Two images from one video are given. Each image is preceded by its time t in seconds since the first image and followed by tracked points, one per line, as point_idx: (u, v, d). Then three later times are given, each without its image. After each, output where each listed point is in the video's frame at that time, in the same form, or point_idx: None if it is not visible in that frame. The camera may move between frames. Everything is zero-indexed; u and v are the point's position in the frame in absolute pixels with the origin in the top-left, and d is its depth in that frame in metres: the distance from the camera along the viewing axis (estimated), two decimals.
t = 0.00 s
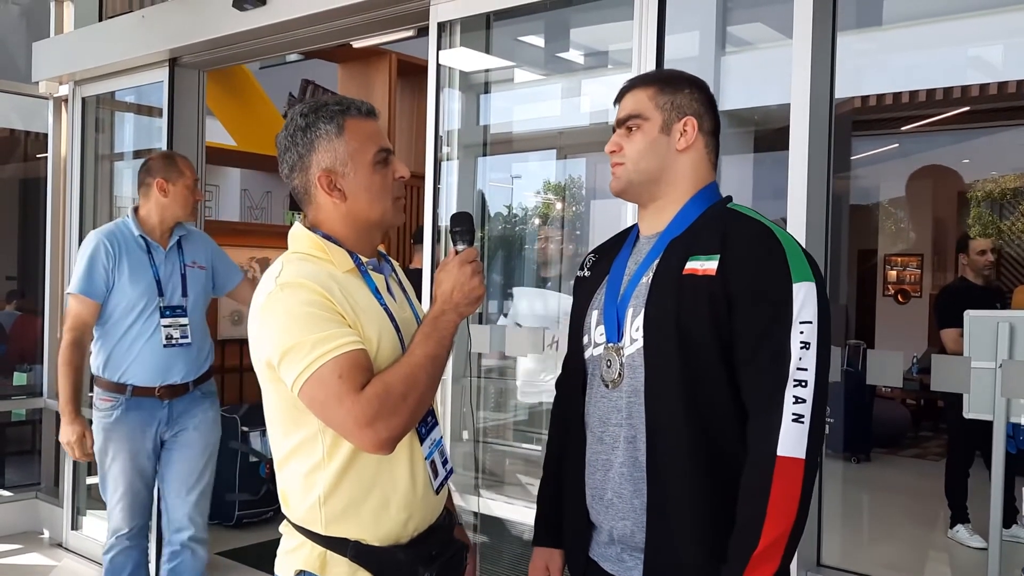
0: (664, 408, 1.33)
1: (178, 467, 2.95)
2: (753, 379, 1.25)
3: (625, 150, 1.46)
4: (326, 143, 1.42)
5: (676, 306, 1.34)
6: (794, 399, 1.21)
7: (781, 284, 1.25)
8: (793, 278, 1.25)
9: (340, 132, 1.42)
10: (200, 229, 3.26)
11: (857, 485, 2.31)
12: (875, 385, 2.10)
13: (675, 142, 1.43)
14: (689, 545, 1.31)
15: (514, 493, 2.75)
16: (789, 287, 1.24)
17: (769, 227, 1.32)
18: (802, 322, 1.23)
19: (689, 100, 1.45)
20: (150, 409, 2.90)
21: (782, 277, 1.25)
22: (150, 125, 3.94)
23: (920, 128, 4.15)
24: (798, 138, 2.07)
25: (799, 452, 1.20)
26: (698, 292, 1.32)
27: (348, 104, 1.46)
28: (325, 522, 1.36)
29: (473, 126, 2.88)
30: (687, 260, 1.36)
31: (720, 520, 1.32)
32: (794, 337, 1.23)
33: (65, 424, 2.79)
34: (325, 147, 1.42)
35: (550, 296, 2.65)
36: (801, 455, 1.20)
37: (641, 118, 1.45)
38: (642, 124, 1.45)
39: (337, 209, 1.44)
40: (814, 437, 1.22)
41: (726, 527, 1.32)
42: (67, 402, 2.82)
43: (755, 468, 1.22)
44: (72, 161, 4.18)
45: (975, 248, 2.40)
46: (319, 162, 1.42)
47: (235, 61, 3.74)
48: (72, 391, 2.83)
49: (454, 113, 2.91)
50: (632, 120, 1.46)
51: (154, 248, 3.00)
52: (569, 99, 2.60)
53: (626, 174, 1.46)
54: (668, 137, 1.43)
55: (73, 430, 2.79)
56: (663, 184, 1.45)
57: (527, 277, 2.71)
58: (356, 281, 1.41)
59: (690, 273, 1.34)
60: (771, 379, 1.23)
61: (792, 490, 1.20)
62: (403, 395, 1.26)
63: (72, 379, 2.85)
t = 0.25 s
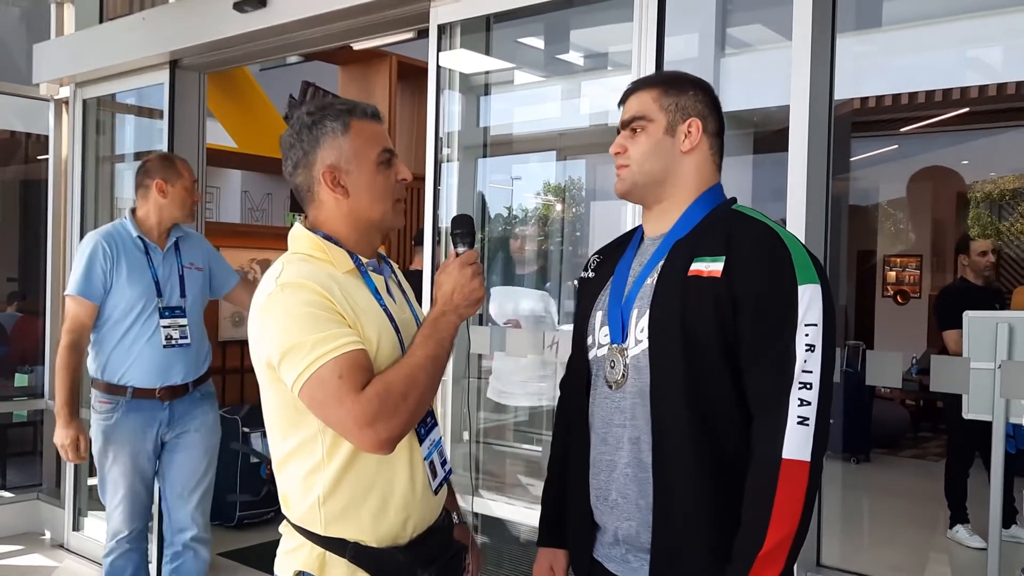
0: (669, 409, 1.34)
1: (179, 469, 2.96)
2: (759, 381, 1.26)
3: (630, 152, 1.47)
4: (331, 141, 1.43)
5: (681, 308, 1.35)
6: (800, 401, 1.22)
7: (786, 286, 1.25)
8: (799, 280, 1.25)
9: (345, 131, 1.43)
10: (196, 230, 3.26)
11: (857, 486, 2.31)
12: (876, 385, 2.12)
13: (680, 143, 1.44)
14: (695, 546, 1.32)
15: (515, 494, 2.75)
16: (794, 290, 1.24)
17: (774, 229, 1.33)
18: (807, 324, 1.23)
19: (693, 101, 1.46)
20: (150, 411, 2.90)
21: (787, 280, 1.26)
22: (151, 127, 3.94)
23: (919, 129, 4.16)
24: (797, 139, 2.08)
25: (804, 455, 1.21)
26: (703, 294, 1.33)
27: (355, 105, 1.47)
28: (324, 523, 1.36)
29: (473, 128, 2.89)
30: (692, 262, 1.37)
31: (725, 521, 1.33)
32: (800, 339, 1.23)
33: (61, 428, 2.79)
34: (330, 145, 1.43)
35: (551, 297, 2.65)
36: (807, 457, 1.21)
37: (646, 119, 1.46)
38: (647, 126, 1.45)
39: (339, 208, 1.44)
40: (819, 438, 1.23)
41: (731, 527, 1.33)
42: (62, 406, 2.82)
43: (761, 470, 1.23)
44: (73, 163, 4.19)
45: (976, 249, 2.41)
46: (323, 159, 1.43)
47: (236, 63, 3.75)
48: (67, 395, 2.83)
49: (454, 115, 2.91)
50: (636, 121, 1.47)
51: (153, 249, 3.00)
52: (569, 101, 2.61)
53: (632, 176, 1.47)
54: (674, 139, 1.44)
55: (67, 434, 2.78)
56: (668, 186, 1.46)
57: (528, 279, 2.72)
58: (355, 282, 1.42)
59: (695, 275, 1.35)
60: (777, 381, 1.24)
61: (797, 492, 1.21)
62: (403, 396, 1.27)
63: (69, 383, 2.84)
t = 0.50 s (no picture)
0: (675, 411, 1.34)
1: (177, 473, 2.96)
2: (766, 382, 1.26)
3: (634, 154, 1.47)
4: (340, 143, 1.43)
5: (687, 309, 1.35)
6: (806, 403, 1.21)
7: (792, 288, 1.25)
8: (805, 282, 1.25)
9: (354, 133, 1.43)
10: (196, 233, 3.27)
11: (857, 487, 2.31)
12: (875, 387, 2.11)
13: (684, 145, 1.44)
14: (700, 547, 1.32)
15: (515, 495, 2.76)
16: (801, 291, 1.24)
17: (779, 231, 1.32)
18: (814, 326, 1.23)
19: (697, 102, 1.46)
20: (149, 414, 2.91)
21: (795, 282, 1.25)
22: (152, 129, 3.95)
23: (918, 131, 4.18)
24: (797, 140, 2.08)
25: (811, 457, 1.21)
26: (709, 296, 1.33)
27: (367, 110, 1.47)
28: (325, 523, 1.37)
29: (474, 130, 2.90)
30: (697, 263, 1.37)
31: (731, 523, 1.33)
32: (806, 341, 1.23)
33: (69, 427, 2.83)
34: (337, 146, 1.43)
35: (552, 298, 2.65)
36: (813, 459, 1.21)
37: (649, 120, 1.46)
38: (650, 128, 1.45)
39: (343, 209, 1.44)
40: (825, 441, 1.22)
41: (737, 529, 1.33)
42: (68, 406, 2.84)
43: (767, 472, 1.23)
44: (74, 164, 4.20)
45: (978, 251, 2.41)
46: (329, 160, 1.43)
47: (236, 65, 3.76)
48: (73, 394, 2.84)
49: (455, 117, 2.92)
50: (640, 123, 1.47)
51: (154, 251, 3.01)
52: (569, 103, 2.62)
53: (636, 179, 1.47)
54: (678, 140, 1.44)
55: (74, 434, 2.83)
56: (672, 188, 1.46)
57: (528, 281, 2.72)
58: (357, 283, 1.42)
59: (701, 276, 1.35)
60: (783, 383, 1.24)
61: (804, 495, 1.20)
62: (402, 397, 1.27)
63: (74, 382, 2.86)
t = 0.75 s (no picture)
0: (676, 410, 1.34)
1: (175, 473, 2.96)
2: (767, 382, 1.26)
3: (636, 154, 1.47)
4: (334, 144, 1.43)
5: (687, 308, 1.35)
6: (807, 403, 1.21)
7: (793, 288, 1.25)
8: (806, 282, 1.25)
9: (348, 134, 1.43)
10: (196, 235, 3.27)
11: (856, 487, 2.31)
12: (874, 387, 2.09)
13: (686, 145, 1.45)
14: (701, 547, 1.32)
15: (515, 496, 2.76)
16: (802, 291, 1.24)
17: (780, 231, 1.33)
18: (815, 325, 1.23)
19: (698, 102, 1.46)
20: (146, 414, 2.91)
21: (796, 282, 1.25)
22: (152, 130, 3.95)
23: (917, 131, 4.18)
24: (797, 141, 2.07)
25: (812, 457, 1.21)
26: (709, 295, 1.33)
27: (360, 110, 1.47)
28: (324, 523, 1.37)
29: (473, 130, 2.90)
30: (698, 263, 1.37)
31: (731, 523, 1.33)
32: (807, 341, 1.23)
33: (75, 425, 2.84)
34: (332, 147, 1.43)
35: (551, 298, 2.65)
36: (813, 459, 1.21)
37: (651, 121, 1.46)
38: (652, 128, 1.46)
39: (341, 210, 1.44)
40: (826, 442, 1.22)
41: (737, 529, 1.33)
42: (72, 403, 2.84)
43: (768, 472, 1.23)
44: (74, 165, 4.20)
45: (979, 252, 2.38)
46: (325, 162, 1.43)
47: (236, 66, 3.76)
48: (77, 392, 2.84)
49: (454, 118, 2.92)
50: (641, 124, 1.47)
51: (153, 251, 3.01)
52: (568, 104, 2.62)
53: (639, 179, 1.47)
54: (679, 140, 1.44)
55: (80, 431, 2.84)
56: (675, 187, 1.46)
57: (528, 281, 2.72)
58: (357, 283, 1.43)
59: (702, 276, 1.35)
60: (783, 383, 1.24)
61: (805, 494, 1.20)
62: (403, 398, 1.27)
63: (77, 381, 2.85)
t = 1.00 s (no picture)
0: (673, 410, 1.34)
1: (173, 473, 2.96)
2: (764, 382, 1.26)
3: (637, 155, 1.48)
4: (325, 149, 1.43)
5: (685, 308, 1.35)
6: (803, 403, 1.21)
7: (790, 288, 1.25)
8: (803, 281, 1.25)
9: (337, 138, 1.43)
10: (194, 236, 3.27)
11: (856, 488, 2.31)
12: (874, 387, 2.13)
13: (686, 146, 1.45)
14: (698, 547, 1.32)
15: (515, 496, 2.76)
16: (799, 291, 1.24)
17: (778, 231, 1.33)
18: (812, 325, 1.23)
19: (699, 103, 1.46)
20: (144, 414, 2.91)
21: (792, 282, 1.25)
22: (151, 131, 3.95)
23: (916, 132, 4.19)
24: (796, 143, 2.07)
25: (808, 457, 1.21)
26: (707, 295, 1.33)
27: (345, 112, 1.47)
28: (324, 523, 1.37)
29: (473, 131, 2.90)
30: (696, 263, 1.37)
31: (729, 524, 1.33)
32: (804, 340, 1.23)
33: (65, 426, 2.81)
34: (323, 153, 1.43)
35: (550, 299, 2.65)
36: (810, 459, 1.21)
37: (652, 122, 1.46)
38: (653, 129, 1.46)
39: (337, 214, 1.45)
40: (822, 441, 1.22)
41: (735, 528, 1.33)
42: (64, 405, 2.81)
43: (764, 472, 1.23)
44: (73, 166, 4.20)
45: (976, 252, 2.40)
46: (317, 169, 1.43)
47: (236, 67, 3.76)
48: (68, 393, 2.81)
49: (453, 119, 2.92)
50: (642, 124, 1.47)
51: (150, 252, 3.01)
52: (566, 105, 2.62)
53: (639, 179, 1.47)
54: (680, 141, 1.45)
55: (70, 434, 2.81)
56: (675, 187, 1.46)
57: (527, 282, 2.72)
58: (357, 283, 1.43)
59: (700, 276, 1.35)
60: (780, 383, 1.24)
61: (801, 493, 1.21)
62: (402, 398, 1.27)
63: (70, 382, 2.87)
